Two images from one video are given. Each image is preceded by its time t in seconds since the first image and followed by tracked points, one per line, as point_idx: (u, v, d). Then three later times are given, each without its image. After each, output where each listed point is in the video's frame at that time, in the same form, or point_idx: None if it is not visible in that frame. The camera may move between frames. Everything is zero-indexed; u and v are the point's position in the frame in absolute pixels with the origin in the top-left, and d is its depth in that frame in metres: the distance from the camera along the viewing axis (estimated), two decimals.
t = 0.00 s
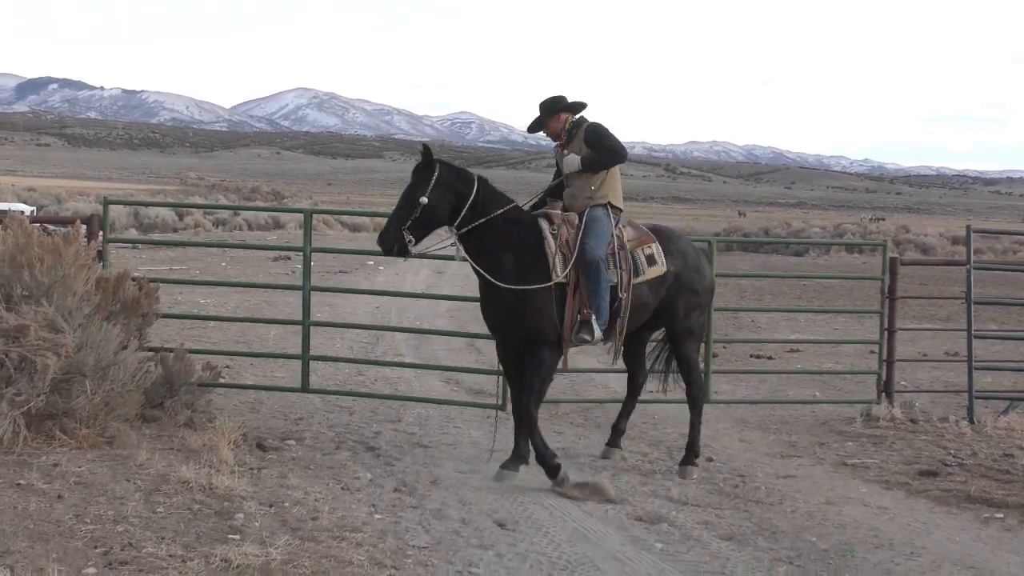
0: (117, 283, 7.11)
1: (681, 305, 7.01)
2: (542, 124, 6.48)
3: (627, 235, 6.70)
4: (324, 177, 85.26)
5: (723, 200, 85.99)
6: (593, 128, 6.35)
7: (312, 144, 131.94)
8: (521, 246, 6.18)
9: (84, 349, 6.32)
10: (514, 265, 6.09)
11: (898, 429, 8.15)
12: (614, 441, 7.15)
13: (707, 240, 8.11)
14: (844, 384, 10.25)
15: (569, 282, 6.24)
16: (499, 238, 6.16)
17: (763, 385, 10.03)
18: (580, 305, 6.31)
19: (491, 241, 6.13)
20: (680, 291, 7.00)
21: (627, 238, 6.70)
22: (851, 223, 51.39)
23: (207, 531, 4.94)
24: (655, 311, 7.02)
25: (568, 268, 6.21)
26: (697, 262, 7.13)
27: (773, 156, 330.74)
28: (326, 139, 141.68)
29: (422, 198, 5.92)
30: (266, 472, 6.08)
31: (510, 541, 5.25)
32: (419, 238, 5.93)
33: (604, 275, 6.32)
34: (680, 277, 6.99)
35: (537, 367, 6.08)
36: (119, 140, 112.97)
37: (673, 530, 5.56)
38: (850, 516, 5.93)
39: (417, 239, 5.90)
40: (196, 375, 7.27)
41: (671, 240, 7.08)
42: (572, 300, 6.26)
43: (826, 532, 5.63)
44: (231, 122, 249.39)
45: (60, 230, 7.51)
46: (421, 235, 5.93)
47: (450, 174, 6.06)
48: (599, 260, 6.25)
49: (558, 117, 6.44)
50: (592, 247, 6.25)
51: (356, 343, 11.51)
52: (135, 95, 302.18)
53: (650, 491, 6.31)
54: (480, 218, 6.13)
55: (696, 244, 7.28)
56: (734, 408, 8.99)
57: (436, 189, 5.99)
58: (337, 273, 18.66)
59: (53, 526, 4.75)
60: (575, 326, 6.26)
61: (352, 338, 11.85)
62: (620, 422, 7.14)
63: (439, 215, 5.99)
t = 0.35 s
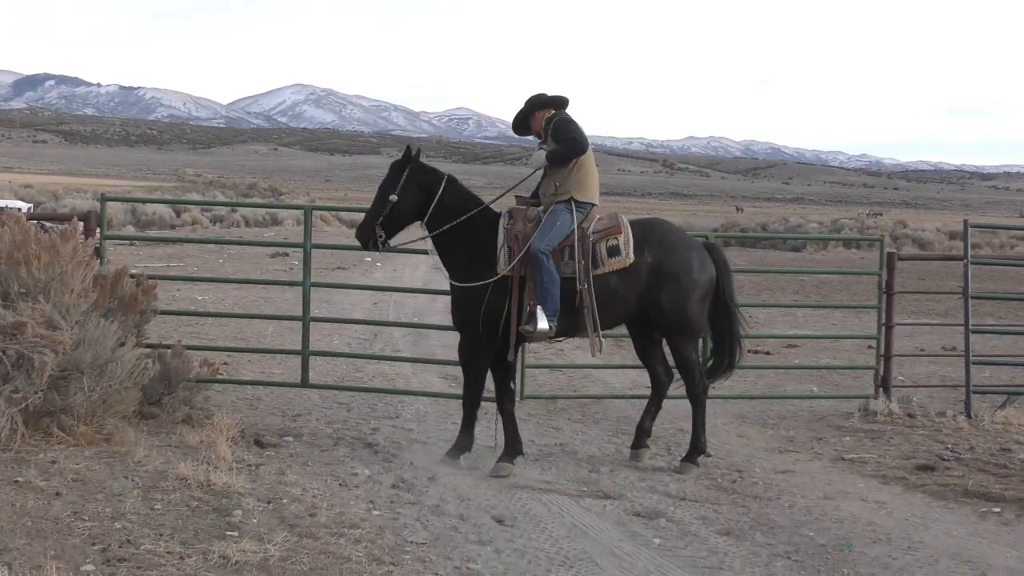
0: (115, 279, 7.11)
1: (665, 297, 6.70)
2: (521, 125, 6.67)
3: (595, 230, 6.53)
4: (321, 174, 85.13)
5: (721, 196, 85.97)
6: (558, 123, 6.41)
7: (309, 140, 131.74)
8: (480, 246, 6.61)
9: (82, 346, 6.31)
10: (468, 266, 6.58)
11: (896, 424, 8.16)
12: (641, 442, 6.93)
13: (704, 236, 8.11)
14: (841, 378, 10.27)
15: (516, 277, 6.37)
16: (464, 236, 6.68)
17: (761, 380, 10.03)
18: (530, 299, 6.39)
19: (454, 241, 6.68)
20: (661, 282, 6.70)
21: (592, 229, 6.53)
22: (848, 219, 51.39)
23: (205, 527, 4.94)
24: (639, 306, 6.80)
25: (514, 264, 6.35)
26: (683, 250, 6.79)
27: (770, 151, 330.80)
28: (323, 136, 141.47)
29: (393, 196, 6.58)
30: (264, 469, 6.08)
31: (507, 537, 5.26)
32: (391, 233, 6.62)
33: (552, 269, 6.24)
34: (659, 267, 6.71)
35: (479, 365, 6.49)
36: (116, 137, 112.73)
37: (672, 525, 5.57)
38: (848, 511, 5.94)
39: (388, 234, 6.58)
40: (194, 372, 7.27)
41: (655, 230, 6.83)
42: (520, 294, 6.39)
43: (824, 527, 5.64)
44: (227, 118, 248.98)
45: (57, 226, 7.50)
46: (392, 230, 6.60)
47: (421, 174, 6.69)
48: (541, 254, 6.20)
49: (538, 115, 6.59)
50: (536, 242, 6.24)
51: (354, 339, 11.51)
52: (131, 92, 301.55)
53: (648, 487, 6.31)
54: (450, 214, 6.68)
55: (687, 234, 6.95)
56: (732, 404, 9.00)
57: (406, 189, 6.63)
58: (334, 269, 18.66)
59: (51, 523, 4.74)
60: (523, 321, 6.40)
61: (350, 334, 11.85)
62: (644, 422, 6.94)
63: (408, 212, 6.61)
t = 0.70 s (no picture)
0: (115, 279, 7.11)
1: (635, 298, 6.51)
2: (507, 126, 6.88)
3: (564, 227, 6.60)
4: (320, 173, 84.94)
5: (720, 195, 85.91)
6: (529, 125, 6.52)
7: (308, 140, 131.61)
8: (460, 244, 6.92)
9: (81, 346, 6.31)
10: (450, 261, 6.88)
11: (895, 424, 8.17)
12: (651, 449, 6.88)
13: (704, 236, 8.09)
14: (840, 378, 10.27)
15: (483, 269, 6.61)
16: (450, 234, 6.97)
17: (760, 380, 10.03)
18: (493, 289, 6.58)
19: (440, 239, 6.98)
20: (631, 283, 6.51)
21: (562, 227, 6.61)
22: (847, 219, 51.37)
23: (204, 527, 4.94)
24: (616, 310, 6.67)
25: (480, 256, 6.61)
26: (652, 248, 6.53)
27: (769, 151, 330.74)
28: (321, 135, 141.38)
29: (385, 203, 6.93)
30: (263, 469, 6.08)
31: (507, 536, 5.26)
32: (392, 239, 6.97)
33: (510, 261, 6.42)
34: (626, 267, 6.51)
35: (466, 357, 6.77)
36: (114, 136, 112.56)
37: (671, 525, 5.57)
38: (847, 511, 5.94)
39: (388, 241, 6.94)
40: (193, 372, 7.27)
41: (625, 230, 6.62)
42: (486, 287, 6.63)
43: (823, 527, 5.64)
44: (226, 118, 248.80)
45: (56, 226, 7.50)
46: (392, 235, 6.95)
47: (408, 178, 6.99)
48: (500, 246, 6.43)
49: (523, 118, 6.74)
50: (497, 235, 6.48)
51: (353, 339, 11.51)
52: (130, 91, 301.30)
53: (647, 487, 6.32)
54: (437, 215, 6.97)
55: (662, 229, 6.66)
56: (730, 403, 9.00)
57: (395, 195, 6.96)
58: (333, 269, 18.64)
59: (50, 523, 4.74)
60: (490, 312, 6.62)
61: (349, 334, 11.85)
62: (654, 430, 6.84)
63: (400, 216, 6.96)
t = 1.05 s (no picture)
0: (116, 278, 7.11)
1: (609, 299, 6.40)
2: (499, 134, 6.89)
3: (554, 227, 6.59)
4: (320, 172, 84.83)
5: (721, 194, 85.82)
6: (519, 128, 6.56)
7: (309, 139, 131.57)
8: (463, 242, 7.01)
9: (82, 345, 6.31)
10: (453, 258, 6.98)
11: (896, 423, 8.16)
12: (651, 450, 6.85)
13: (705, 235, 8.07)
14: (841, 378, 10.26)
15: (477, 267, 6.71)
16: (453, 232, 7.06)
17: (761, 379, 10.03)
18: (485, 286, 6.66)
19: (446, 237, 7.07)
20: (604, 278, 6.40)
21: (551, 227, 6.60)
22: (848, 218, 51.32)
23: (205, 526, 4.94)
24: (596, 309, 6.57)
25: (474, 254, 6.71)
26: (629, 245, 6.41)
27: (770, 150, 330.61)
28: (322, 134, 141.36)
29: (393, 194, 7.15)
30: (264, 468, 6.08)
31: (508, 535, 5.26)
32: (400, 230, 7.18)
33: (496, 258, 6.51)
34: (603, 268, 6.41)
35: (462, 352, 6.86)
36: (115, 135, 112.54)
37: (671, 524, 5.57)
38: (848, 510, 5.94)
39: (395, 231, 7.16)
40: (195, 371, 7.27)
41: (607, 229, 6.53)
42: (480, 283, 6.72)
43: (824, 526, 5.64)
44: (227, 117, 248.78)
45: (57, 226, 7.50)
46: (397, 226, 7.16)
47: (416, 171, 7.15)
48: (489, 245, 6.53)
49: (513, 120, 6.77)
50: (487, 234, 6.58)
51: (354, 338, 11.51)
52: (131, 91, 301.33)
53: (648, 485, 6.32)
54: (441, 210, 7.08)
55: (647, 231, 6.52)
56: (731, 402, 9.00)
57: (402, 187, 7.15)
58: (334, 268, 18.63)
59: (51, 522, 4.74)
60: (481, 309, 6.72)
61: (350, 333, 11.85)
62: (627, 433, 6.68)
63: (407, 208, 7.15)
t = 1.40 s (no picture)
0: (116, 278, 7.11)
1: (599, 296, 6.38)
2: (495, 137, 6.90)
3: (549, 225, 6.59)
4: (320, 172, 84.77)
5: (721, 193, 85.80)
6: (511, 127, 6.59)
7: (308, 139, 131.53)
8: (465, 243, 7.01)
9: (82, 345, 6.31)
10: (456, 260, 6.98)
11: (896, 422, 8.16)
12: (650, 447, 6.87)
13: (705, 234, 8.06)
14: (841, 377, 10.26)
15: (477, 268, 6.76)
16: (453, 233, 7.06)
17: (761, 378, 10.03)
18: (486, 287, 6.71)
19: (447, 238, 7.07)
20: (596, 274, 6.37)
21: (546, 226, 6.61)
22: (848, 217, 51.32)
23: (205, 526, 4.94)
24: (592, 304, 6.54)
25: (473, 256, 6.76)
26: (619, 240, 6.35)
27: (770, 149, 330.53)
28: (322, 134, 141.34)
29: (389, 190, 7.16)
30: (264, 467, 6.08)
31: (508, 535, 5.26)
32: (394, 226, 7.19)
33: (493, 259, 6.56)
34: (592, 265, 6.38)
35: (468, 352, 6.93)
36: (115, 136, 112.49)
37: (671, 523, 5.57)
38: (848, 509, 5.94)
39: (389, 226, 7.16)
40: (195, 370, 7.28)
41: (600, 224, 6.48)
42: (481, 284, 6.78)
43: (824, 525, 5.64)
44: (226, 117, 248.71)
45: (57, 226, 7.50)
46: (392, 222, 7.17)
47: (414, 169, 7.17)
48: (485, 247, 6.60)
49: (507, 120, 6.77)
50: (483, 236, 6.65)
51: (354, 337, 11.50)
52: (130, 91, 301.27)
53: (647, 485, 6.32)
54: (440, 209, 7.10)
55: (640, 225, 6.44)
56: (731, 401, 9.00)
57: (399, 184, 7.17)
58: (334, 268, 18.63)
59: (51, 522, 4.74)
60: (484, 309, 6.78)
61: (350, 333, 11.85)
62: (629, 435, 6.68)
63: (404, 206, 7.17)
